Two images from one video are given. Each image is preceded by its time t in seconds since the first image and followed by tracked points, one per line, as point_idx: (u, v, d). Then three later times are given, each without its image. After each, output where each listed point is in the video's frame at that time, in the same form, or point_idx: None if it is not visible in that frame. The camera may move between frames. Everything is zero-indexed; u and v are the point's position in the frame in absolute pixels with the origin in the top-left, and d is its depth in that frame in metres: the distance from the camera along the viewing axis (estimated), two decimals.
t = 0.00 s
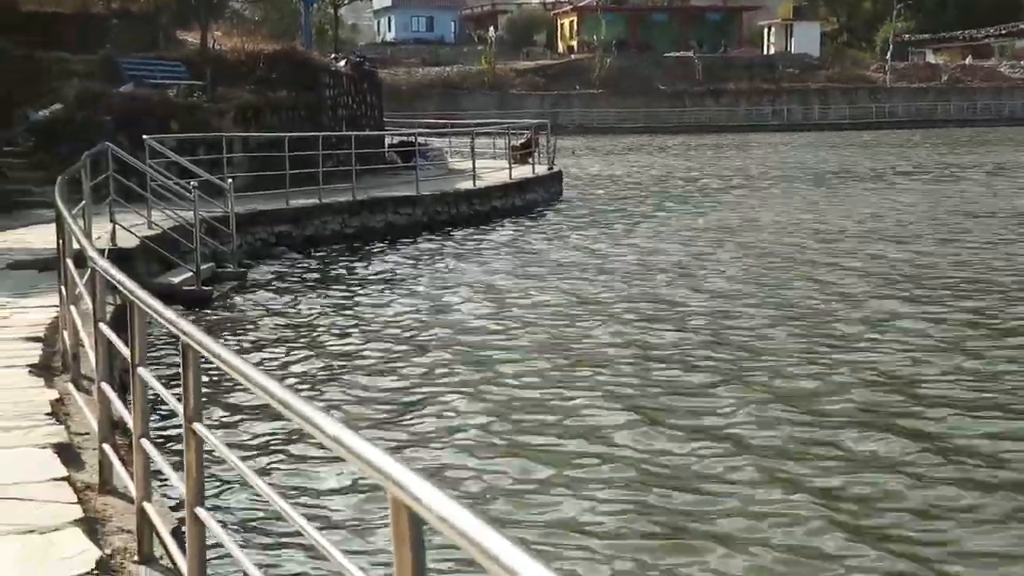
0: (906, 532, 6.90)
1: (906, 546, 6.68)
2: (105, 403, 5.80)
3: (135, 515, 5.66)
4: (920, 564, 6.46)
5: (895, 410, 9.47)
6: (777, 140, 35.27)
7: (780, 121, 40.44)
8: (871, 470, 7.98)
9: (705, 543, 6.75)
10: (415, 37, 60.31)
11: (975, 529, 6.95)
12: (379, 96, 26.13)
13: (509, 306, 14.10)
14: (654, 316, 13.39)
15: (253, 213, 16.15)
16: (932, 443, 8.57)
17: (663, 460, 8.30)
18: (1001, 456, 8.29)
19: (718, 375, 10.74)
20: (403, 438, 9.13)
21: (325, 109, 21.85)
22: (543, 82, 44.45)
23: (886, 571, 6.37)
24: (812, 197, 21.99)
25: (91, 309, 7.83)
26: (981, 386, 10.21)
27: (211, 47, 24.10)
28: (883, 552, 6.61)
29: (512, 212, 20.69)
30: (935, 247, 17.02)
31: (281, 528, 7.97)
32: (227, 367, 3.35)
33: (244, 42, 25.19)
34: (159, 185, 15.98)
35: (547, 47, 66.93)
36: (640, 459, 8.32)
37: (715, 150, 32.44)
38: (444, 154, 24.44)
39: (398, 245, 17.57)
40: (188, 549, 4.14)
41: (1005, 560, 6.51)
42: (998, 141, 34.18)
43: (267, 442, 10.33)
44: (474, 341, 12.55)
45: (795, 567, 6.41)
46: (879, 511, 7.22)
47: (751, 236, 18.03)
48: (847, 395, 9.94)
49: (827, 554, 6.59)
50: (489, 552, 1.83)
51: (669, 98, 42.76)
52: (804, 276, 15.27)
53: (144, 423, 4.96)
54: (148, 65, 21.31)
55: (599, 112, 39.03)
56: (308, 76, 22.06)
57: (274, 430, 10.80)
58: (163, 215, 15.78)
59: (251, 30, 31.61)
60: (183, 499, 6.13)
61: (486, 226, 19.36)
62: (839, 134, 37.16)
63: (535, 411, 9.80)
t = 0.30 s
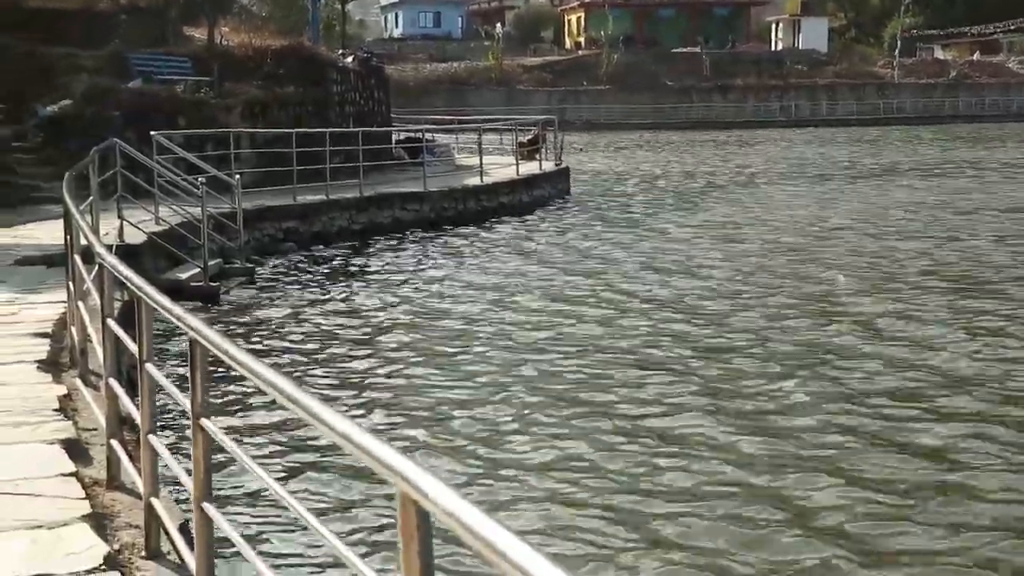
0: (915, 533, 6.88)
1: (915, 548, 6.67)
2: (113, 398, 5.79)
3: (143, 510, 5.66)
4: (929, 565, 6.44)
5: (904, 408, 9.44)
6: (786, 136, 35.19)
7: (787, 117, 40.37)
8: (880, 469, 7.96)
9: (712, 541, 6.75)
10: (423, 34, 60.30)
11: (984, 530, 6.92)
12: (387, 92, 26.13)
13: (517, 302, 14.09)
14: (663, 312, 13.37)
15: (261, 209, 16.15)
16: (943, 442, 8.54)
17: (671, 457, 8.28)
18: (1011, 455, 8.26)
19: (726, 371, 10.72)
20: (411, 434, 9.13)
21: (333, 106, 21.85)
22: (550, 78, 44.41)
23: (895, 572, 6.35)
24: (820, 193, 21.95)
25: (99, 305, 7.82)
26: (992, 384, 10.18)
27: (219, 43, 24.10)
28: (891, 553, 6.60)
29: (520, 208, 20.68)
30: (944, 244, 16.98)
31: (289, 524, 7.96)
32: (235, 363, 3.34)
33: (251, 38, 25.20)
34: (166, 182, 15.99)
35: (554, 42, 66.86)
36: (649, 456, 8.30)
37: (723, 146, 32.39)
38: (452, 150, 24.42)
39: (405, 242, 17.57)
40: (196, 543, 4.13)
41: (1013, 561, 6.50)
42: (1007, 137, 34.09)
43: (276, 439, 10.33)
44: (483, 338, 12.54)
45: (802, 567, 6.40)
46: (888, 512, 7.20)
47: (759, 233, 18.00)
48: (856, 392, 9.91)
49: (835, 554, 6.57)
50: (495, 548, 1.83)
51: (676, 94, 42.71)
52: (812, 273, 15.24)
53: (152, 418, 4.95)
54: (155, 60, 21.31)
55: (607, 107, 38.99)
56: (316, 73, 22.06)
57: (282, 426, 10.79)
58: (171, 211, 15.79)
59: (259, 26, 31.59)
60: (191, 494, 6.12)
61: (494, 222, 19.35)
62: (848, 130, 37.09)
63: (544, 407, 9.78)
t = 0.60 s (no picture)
0: (920, 530, 6.88)
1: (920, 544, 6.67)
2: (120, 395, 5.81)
3: (149, 506, 5.68)
4: (934, 563, 6.44)
5: (911, 404, 9.43)
6: (792, 132, 35.16)
7: (794, 113, 40.29)
8: (886, 466, 7.96)
9: (715, 538, 6.78)
10: (429, 29, 60.30)
11: (989, 527, 6.92)
12: (393, 88, 26.16)
13: (523, 298, 14.09)
14: (669, 308, 13.37)
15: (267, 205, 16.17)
16: (948, 438, 8.54)
17: (677, 453, 8.28)
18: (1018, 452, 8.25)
19: (732, 368, 10.73)
20: (417, 430, 9.14)
21: (339, 102, 21.89)
22: (556, 74, 44.37)
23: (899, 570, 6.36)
24: (827, 190, 21.92)
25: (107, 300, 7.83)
26: (1000, 380, 10.16)
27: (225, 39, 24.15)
28: (893, 549, 6.62)
29: (526, 204, 20.67)
30: (952, 240, 16.95)
31: (294, 519, 7.99)
32: (243, 360, 3.35)
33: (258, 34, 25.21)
34: (172, 178, 16.01)
35: (561, 38, 66.83)
36: (656, 453, 8.32)
37: (729, 142, 32.37)
38: (458, 146, 24.41)
39: (410, 238, 17.57)
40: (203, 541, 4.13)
41: (1016, 558, 6.51)
42: (1015, 134, 33.98)
43: (281, 434, 10.35)
44: (489, 334, 12.54)
45: (806, 564, 6.41)
46: (894, 508, 7.20)
47: (766, 229, 17.98)
48: (863, 389, 9.92)
49: (839, 550, 6.58)
50: (496, 540, 1.85)
51: (683, 90, 42.64)
52: (820, 269, 15.22)
53: (159, 415, 4.97)
54: (161, 57, 21.35)
55: (613, 103, 38.95)
56: (322, 69, 22.08)
57: (288, 422, 10.82)
58: (177, 207, 15.82)
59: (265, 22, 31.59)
60: (198, 490, 6.14)
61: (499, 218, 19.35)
62: (855, 126, 37.00)
63: (551, 402, 9.80)
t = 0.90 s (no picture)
0: (927, 530, 6.88)
1: (927, 544, 6.67)
2: (130, 395, 5.84)
3: (158, 505, 5.71)
4: (941, 561, 6.45)
5: (917, 405, 9.42)
6: (800, 132, 35.15)
7: (802, 113, 40.23)
8: (892, 466, 7.96)
9: (719, 536, 6.78)
10: (438, 30, 60.32)
11: (997, 527, 6.92)
12: (401, 89, 26.18)
13: (530, 298, 14.10)
14: (676, 309, 13.37)
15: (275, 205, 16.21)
16: (953, 439, 8.53)
17: (682, 453, 8.29)
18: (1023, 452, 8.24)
19: (737, 368, 10.73)
20: (422, 430, 9.16)
21: (347, 103, 21.93)
22: (564, 75, 44.36)
23: (906, 568, 6.36)
24: (834, 190, 21.90)
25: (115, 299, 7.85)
26: (1006, 381, 10.14)
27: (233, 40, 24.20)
28: (897, 548, 6.62)
29: (534, 205, 20.67)
30: (960, 240, 16.91)
31: (300, 518, 8.01)
32: (252, 357, 3.37)
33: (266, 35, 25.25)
34: (181, 178, 16.06)
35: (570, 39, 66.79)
36: (661, 452, 8.33)
37: (737, 142, 32.33)
38: (466, 146, 24.42)
39: (417, 238, 17.59)
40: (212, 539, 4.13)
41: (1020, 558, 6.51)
42: None
43: (287, 434, 10.38)
44: (495, 334, 12.56)
45: (810, 563, 6.41)
46: (901, 508, 7.20)
47: (773, 229, 17.96)
48: (868, 389, 9.91)
49: (844, 550, 6.58)
50: (503, 537, 1.87)
51: (691, 91, 42.60)
52: (827, 269, 15.21)
53: (168, 414, 5.00)
54: (170, 57, 21.40)
55: (621, 104, 38.94)
56: (330, 70, 22.12)
57: (295, 421, 10.84)
58: (185, 207, 15.86)
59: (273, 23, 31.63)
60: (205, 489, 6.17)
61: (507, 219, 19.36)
62: (864, 126, 36.92)
63: (556, 402, 9.81)
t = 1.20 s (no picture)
0: (940, 533, 6.85)
1: (939, 547, 6.64)
2: (141, 393, 5.85)
3: (169, 502, 5.71)
4: (954, 565, 6.41)
5: (922, 407, 9.40)
6: (811, 132, 35.13)
7: (813, 113, 40.16)
8: (904, 469, 7.93)
9: (730, 540, 6.76)
10: (449, 30, 60.34)
11: (1008, 531, 6.88)
12: (412, 88, 26.19)
13: (539, 298, 14.09)
14: (684, 308, 13.35)
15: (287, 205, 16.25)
16: (959, 441, 8.50)
17: (690, 454, 8.27)
18: None
19: (742, 368, 10.71)
20: (428, 429, 9.16)
21: (360, 102, 21.96)
22: (575, 75, 44.37)
23: (918, 572, 6.33)
24: (844, 190, 21.88)
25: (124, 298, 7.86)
26: (1012, 382, 10.11)
27: (246, 40, 24.24)
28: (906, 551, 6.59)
29: (545, 205, 20.67)
30: (969, 241, 16.87)
31: (306, 517, 8.02)
32: (261, 354, 3.39)
33: (279, 35, 25.30)
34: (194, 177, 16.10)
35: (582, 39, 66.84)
36: (667, 453, 8.31)
37: (747, 142, 32.29)
38: (477, 146, 24.43)
39: (429, 237, 17.61)
40: (222, 540, 4.13)
41: None
42: None
43: (295, 433, 10.40)
44: (504, 333, 12.56)
45: (816, 566, 6.39)
46: (913, 512, 7.17)
47: (783, 229, 17.93)
48: (875, 390, 9.88)
49: (850, 554, 6.56)
50: (511, 534, 1.89)
51: (702, 91, 42.56)
52: (836, 270, 15.17)
53: (178, 413, 5.01)
54: (184, 57, 21.45)
55: (631, 104, 38.92)
56: (343, 69, 22.15)
57: (304, 420, 10.86)
58: (198, 206, 15.89)
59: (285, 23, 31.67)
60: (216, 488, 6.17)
61: (518, 218, 19.37)
62: (874, 126, 36.86)
63: (561, 403, 9.80)
